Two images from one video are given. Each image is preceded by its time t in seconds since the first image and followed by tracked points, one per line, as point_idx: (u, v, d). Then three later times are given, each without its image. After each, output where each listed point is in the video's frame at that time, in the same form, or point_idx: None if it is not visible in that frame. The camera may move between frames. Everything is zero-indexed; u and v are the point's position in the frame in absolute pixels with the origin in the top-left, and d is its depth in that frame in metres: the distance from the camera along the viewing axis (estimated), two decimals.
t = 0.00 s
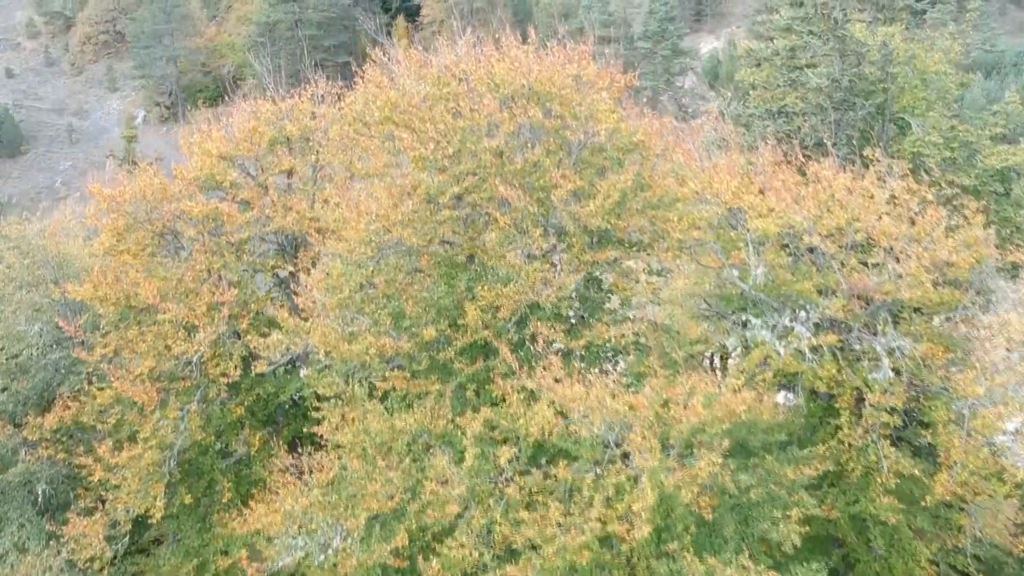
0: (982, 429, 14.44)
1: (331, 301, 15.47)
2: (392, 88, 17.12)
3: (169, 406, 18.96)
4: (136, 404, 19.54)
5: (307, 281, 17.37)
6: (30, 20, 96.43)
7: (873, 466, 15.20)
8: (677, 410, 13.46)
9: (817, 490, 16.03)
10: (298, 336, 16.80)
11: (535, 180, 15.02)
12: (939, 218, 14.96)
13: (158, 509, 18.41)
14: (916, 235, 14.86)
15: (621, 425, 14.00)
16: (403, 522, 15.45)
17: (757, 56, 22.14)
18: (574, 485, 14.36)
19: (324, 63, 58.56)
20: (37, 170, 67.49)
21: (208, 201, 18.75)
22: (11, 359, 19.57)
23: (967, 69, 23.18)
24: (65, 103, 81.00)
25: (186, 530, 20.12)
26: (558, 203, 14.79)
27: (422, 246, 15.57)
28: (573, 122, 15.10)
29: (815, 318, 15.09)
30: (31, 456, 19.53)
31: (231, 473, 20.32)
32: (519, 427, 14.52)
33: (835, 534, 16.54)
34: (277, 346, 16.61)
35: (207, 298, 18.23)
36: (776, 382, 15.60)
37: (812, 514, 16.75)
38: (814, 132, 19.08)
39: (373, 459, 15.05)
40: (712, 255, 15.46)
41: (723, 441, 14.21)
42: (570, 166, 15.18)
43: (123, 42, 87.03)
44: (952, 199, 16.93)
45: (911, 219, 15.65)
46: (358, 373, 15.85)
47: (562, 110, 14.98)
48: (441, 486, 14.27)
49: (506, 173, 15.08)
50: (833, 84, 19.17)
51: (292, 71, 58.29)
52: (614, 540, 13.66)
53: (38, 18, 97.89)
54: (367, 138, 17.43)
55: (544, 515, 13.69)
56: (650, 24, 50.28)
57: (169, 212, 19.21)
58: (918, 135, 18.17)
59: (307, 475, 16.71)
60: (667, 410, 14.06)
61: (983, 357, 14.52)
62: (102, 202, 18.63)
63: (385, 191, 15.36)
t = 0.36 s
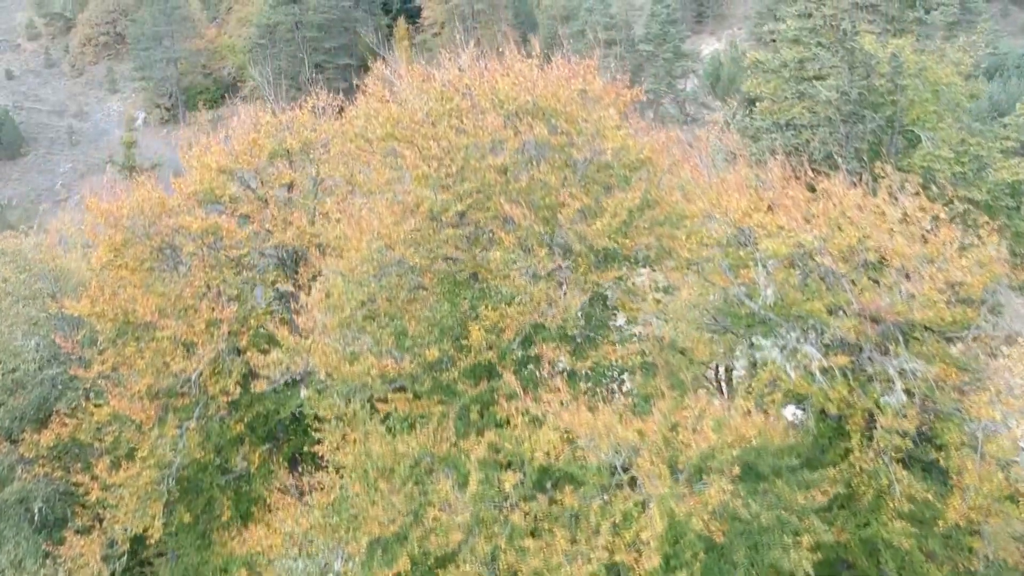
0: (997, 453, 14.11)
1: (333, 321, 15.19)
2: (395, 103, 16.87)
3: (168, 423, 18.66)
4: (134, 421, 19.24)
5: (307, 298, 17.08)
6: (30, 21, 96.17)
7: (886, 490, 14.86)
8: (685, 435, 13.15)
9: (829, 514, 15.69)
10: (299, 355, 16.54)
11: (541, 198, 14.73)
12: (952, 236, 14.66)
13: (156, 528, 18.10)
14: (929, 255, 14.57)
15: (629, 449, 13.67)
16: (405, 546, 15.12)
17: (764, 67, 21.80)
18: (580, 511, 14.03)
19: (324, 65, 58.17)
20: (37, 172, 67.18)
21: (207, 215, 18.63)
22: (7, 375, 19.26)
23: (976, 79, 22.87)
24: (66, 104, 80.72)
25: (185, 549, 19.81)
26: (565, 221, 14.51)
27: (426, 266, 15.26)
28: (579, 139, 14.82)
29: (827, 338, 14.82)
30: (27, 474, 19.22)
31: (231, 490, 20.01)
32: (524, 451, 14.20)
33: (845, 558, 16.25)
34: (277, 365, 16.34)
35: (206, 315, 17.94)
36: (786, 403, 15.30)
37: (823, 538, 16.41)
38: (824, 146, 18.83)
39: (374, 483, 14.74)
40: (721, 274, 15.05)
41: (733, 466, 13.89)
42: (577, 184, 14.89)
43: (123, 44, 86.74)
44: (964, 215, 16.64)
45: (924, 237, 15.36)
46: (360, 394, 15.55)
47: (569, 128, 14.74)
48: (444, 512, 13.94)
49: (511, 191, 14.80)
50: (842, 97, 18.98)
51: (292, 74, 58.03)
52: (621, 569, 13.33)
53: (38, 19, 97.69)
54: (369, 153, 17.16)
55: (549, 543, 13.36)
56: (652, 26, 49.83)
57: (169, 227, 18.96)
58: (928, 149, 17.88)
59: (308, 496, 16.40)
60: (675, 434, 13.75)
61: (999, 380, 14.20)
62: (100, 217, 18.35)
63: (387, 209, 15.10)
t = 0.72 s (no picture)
0: (1013, 478, 13.78)
1: (334, 342, 14.86)
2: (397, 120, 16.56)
3: (166, 441, 18.33)
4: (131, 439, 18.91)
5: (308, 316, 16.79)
6: (30, 22, 95.86)
7: (898, 516, 14.49)
8: (695, 462, 12.82)
9: (840, 539, 15.33)
10: (299, 375, 16.21)
11: (546, 218, 14.42)
12: (967, 256, 14.34)
13: (154, 549, 17.74)
14: (943, 275, 14.25)
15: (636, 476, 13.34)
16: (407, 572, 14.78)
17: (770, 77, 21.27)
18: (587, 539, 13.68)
19: (324, 68, 57.74)
20: (37, 175, 66.94)
21: (206, 232, 18.22)
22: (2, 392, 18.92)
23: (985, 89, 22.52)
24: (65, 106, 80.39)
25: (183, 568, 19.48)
26: (571, 242, 14.17)
27: (429, 286, 14.92)
28: (585, 157, 14.52)
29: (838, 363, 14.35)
30: (23, 492, 18.89)
31: (231, 508, 19.70)
32: (529, 476, 13.87)
33: None
34: (276, 385, 16.01)
35: (205, 333, 17.61)
36: (795, 426, 14.99)
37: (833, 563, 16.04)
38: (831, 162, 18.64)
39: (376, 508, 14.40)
40: (732, 294, 14.70)
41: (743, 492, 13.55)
42: (583, 203, 14.58)
43: (123, 45, 86.37)
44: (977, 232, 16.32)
45: (937, 257, 15.04)
46: (362, 416, 15.23)
47: (576, 146, 14.41)
48: (447, 540, 13.59)
49: (516, 210, 14.49)
50: (852, 111, 18.60)
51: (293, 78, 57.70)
52: None
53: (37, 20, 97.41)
54: (370, 170, 16.87)
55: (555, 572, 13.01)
56: (654, 28, 49.22)
57: (167, 242, 18.63)
58: (940, 164, 17.56)
59: (308, 519, 16.07)
60: (684, 461, 13.44)
61: (1014, 403, 13.87)
62: (96, 233, 18.04)
63: (390, 228, 14.80)
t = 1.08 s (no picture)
0: None
1: (336, 365, 14.53)
2: (400, 138, 16.24)
3: (165, 462, 17.97)
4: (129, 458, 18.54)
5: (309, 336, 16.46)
6: (31, 24, 95.65)
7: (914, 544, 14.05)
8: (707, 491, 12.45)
9: (854, 566, 14.92)
10: (300, 397, 15.88)
11: (553, 238, 14.08)
12: (984, 280, 14.00)
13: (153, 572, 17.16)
14: (960, 298, 13.92)
15: (647, 505, 12.96)
16: None
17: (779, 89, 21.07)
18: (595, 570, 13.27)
19: (325, 70, 57.39)
20: (37, 176, 66.66)
21: (205, 249, 17.89)
22: None
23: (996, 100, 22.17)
24: (65, 108, 80.11)
25: None
26: (579, 264, 13.84)
27: (432, 308, 14.59)
28: (593, 176, 14.16)
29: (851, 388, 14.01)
30: (19, 513, 18.52)
31: (231, 527, 19.39)
32: (535, 505, 13.49)
33: None
34: (277, 407, 15.67)
35: (203, 353, 17.31)
36: (807, 451, 14.63)
37: None
38: (843, 176, 18.27)
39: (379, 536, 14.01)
40: (744, 318, 14.25)
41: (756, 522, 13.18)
42: (590, 223, 14.25)
43: (123, 46, 86.09)
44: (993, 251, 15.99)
45: (952, 278, 14.72)
46: (365, 439, 14.88)
47: (583, 166, 14.10)
48: (452, 571, 13.21)
49: (522, 231, 14.17)
50: (863, 125, 18.37)
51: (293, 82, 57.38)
52: None
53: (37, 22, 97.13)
54: (372, 188, 16.56)
55: None
56: (655, 32, 48.68)
57: (165, 259, 18.30)
58: (952, 179, 17.25)
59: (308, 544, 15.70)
60: (694, 489, 13.07)
61: None
62: (93, 251, 17.80)
63: (393, 248, 14.50)
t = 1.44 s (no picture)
0: None
1: (337, 390, 14.18)
2: (403, 155, 15.91)
3: (162, 483, 17.60)
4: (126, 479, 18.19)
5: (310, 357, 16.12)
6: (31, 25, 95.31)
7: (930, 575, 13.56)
8: (719, 524, 12.08)
9: None
10: (300, 420, 15.53)
11: (560, 260, 13.73)
12: (1002, 303, 13.66)
13: None
14: (977, 323, 13.58)
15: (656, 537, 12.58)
16: None
17: (787, 102, 20.84)
18: None
19: (326, 72, 56.96)
20: (36, 179, 66.31)
21: (203, 267, 17.55)
22: None
23: (1007, 113, 21.79)
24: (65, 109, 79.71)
25: None
26: (587, 287, 13.50)
27: (435, 331, 14.24)
28: (601, 197, 13.87)
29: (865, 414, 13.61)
30: (13, 534, 18.17)
31: (230, 548, 18.99)
32: (541, 534, 13.11)
33: None
34: (276, 430, 15.32)
35: (201, 372, 16.96)
36: (819, 476, 14.24)
37: None
38: (854, 192, 17.94)
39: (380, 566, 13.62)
40: (754, 342, 13.93)
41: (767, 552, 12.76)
42: (598, 245, 13.91)
43: (123, 47, 85.77)
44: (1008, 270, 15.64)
45: (968, 300, 14.37)
46: (366, 465, 14.51)
47: (591, 186, 13.77)
48: None
49: (528, 252, 13.83)
50: (875, 140, 18.04)
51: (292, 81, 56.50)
52: None
53: (37, 22, 96.75)
54: (374, 206, 16.22)
55: None
56: (658, 35, 47.73)
57: (163, 277, 17.96)
58: (966, 196, 16.90)
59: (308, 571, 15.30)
60: (705, 519, 12.69)
61: None
62: (88, 269, 17.45)
63: (395, 270, 14.16)
